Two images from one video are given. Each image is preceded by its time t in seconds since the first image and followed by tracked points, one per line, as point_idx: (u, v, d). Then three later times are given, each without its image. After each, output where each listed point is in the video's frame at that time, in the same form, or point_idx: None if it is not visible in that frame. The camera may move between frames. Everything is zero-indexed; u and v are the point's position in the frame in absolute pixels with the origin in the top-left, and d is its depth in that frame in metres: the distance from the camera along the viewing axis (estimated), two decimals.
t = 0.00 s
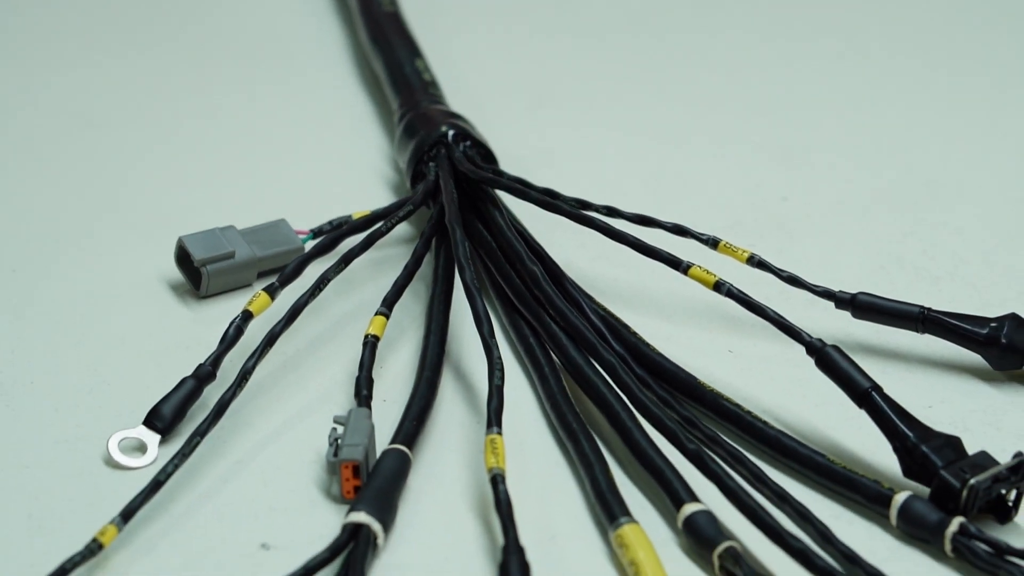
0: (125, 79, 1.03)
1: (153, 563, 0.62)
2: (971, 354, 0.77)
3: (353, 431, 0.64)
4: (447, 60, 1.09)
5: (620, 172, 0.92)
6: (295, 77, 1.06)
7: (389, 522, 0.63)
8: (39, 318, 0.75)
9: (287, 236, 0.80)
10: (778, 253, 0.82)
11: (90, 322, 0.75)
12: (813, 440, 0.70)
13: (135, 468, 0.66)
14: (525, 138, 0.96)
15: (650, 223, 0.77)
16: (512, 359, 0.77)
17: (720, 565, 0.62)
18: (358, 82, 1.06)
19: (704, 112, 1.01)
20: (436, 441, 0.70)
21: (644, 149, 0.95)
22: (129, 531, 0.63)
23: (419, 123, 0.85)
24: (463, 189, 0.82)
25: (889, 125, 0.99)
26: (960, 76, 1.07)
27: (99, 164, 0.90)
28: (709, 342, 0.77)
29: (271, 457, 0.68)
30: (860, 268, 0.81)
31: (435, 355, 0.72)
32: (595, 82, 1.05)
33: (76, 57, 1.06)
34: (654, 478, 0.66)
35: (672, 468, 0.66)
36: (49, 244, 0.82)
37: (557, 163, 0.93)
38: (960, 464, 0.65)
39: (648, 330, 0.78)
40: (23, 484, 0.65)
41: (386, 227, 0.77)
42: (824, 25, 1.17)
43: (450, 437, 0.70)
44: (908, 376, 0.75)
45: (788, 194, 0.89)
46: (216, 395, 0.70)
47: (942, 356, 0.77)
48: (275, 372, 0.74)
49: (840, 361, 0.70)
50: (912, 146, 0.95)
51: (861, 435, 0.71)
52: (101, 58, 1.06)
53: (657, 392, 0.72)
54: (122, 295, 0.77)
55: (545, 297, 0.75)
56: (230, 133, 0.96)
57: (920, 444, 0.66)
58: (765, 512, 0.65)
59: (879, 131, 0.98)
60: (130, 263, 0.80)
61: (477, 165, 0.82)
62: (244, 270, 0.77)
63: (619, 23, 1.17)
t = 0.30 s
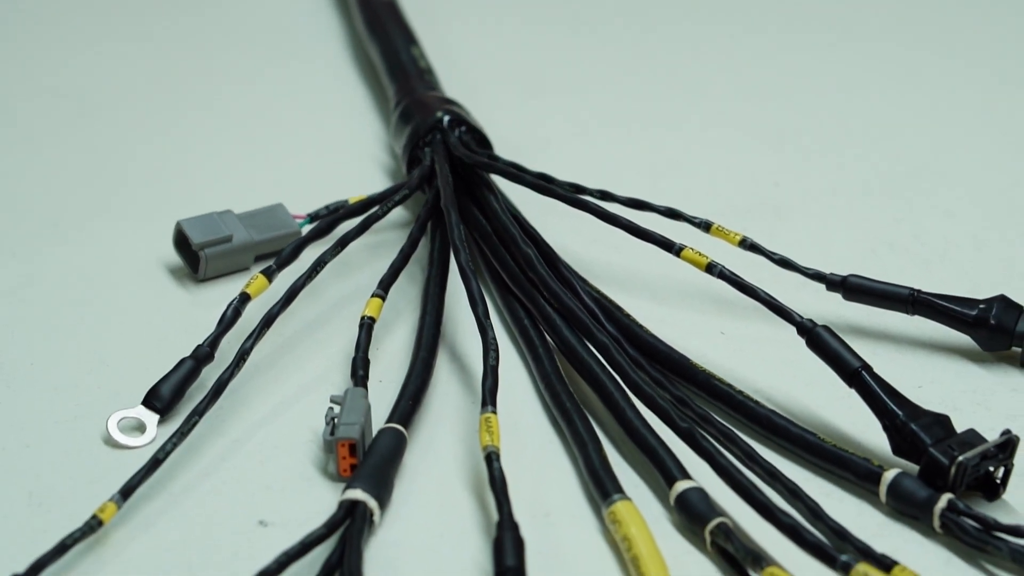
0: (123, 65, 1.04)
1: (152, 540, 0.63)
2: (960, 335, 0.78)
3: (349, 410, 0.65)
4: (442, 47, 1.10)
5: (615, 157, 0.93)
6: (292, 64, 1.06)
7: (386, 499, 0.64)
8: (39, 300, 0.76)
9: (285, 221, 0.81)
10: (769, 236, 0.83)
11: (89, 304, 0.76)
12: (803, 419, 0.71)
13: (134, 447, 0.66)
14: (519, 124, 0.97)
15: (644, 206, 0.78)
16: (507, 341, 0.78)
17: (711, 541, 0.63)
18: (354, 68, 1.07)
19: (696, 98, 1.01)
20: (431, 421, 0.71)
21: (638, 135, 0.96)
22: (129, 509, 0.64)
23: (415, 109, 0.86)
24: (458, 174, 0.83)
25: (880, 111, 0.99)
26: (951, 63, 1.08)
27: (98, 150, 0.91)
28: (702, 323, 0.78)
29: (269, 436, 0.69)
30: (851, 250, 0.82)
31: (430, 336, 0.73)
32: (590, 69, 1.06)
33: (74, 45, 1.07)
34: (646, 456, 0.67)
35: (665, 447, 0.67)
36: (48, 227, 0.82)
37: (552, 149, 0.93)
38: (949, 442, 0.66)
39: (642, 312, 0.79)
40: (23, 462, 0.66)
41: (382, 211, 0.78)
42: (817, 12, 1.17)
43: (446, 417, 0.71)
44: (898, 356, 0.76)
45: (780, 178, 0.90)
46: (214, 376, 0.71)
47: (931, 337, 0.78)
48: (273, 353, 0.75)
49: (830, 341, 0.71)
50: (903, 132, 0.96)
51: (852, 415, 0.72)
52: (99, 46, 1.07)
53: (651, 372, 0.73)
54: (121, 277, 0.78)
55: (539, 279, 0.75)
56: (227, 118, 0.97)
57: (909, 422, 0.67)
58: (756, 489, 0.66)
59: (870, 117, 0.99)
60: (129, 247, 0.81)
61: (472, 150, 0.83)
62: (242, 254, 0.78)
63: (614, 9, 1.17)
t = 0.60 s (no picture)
0: (122, 54, 1.05)
1: (151, 517, 0.64)
2: (949, 317, 0.79)
3: (346, 390, 0.66)
4: (439, 38, 1.11)
5: (609, 145, 0.94)
6: (289, 53, 1.07)
7: (382, 478, 0.65)
8: (39, 284, 0.77)
9: (281, 206, 0.82)
10: (761, 221, 0.84)
11: (89, 288, 0.77)
12: (794, 400, 0.72)
13: (133, 427, 0.67)
14: (514, 112, 0.98)
15: (637, 191, 0.78)
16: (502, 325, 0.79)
17: (703, 518, 0.64)
18: (351, 57, 1.07)
19: (690, 87, 1.02)
20: (427, 402, 0.72)
21: (632, 123, 0.97)
22: (129, 488, 0.65)
23: (411, 96, 0.87)
24: (454, 160, 0.84)
25: (871, 99, 1.01)
26: (942, 52, 1.09)
27: (97, 138, 0.92)
28: (694, 306, 0.79)
29: (267, 417, 0.70)
30: (842, 235, 0.83)
31: (426, 319, 0.73)
32: (585, 58, 1.07)
33: (72, 34, 1.07)
34: (639, 435, 0.68)
35: (657, 426, 0.68)
36: (47, 213, 0.83)
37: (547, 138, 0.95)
38: (938, 421, 0.67)
39: (635, 295, 0.80)
40: (24, 441, 0.66)
41: (378, 196, 0.79)
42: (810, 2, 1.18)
43: (442, 398, 0.72)
44: (888, 339, 0.78)
45: (773, 165, 0.91)
46: (212, 358, 0.72)
47: (920, 319, 0.80)
48: (270, 335, 0.76)
49: (821, 322, 0.72)
50: (894, 120, 0.97)
51: (843, 396, 0.73)
52: (98, 35, 1.08)
53: (644, 354, 0.74)
54: (120, 262, 0.79)
55: (533, 263, 0.76)
56: (225, 107, 0.97)
57: (898, 401, 0.68)
58: (747, 467, 0.67)
59: (861, 105, 1.00)
60: (129, 232, 0.82)
61: (467, 136, 0.84)
62: (239, 239, 0.79)
63: None
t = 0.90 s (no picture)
0: (119, 43, 1.06)
1: (151, 496, 0.65)
2: (938, 300, 0.80)
3: (342, 371, 0.67)
4: (433, 27, 1.11)
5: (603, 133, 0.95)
6: (285, 42, 1.08)
7: (378, 457, 0.66)
8: (38, 268, 0.78)
9: (279, 192, 0.83)
10: (752, 207, 0.85)
11: (88, 272, 0.78)
12: (785, 381, 0.73)
13: (131, 408, 0.68)
14: (509, 101, 0.99)
15: (629, 176, 0.79)
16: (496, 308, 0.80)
17: (693, 495, 0.66)
18: (347, 45, 1.08)
19: (682, 76, 1.03)
20: (422, 384, 0.73)
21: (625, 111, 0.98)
22: (127, 467, 0.66)
23: (406, 84, 0.88)
24: (448, 147, 0.85)
25: (862, 88, 1.02)
26: (933, 39, 1.10)
27: (95, 125, 0.93)
28: (686, 290, 0.80)
29: (264, 398, 0.71)
30: (832, 220, 0.84)
31: (421, 302, 0.74)
32: (579, 46, 1.08)
33: (69, 22, 1.08)
34: (630, 415, 0.69)
35: (649, 406, 0.70)
36: (46, 199, 0.84)
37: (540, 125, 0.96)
38: (925, 400, 0.68)
39: (628, 279, 0.81)
40: (23, 421, 0.67)
41: (373, 182, 0.80)
42: None
43: (437, 380, 0.73)
44: (878, 322, 0.79)
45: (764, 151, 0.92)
46: (210, 340, 0.73)
47: (909, 303, 0.81)
48: (267, 319, 0.77)
49: (811, 304, 0.73)
50: (885, 108, 0.98)
51: (832, 377, 0.74)
52: (95, 24, 1.08)
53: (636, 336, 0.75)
54: (118, 247, 0.80)
55: (527, 247, 0.77)
56: (222, 95, 0.98)
57: (886, 381, 0.69)
58: (737, 445, 0.68)
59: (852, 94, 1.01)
60: (126, 218, 0.83)
61: (462, 123, 0.85)
62: (237, 225, 0.80)
63: None
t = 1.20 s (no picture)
0: (115, 32, 1.06)
1: (149, 473, 0.66)
2: (926, 283, 0.81)
3: (337, 352, 0.68)
4: (427, 16, 1.12)
5: (594, 121, 0.96)
6: (280, 32, 1.09)
7: (373, 437, 0.67)
8: (36, 252, 0.79)
9: (274, 177, 0.84)
10: (742, 192, 0.87)
11: (85, 256, 0.79)
12: (774, 361, 0.75)
13: (129, 389, 0.69)
14: (502, 90, 1.00)
15: (621, 161, 0.81)
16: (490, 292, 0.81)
17: (684, 473, 0.67)
18: (341, 35, 1.09)
19: (673, 64, 1.04)
20: (416, 366, 0.74)
21: (617, 99, 0.99)
22: (126, 447, 0.67)
23: (400, 72, 0.89)
24: (443, 133, 0.86)
25: (850, 75, 1.03)
26: (921, 26, 1.11)
27: (91, 113, 0.94)
28: (677, 273, 0.81)
29: (260, 379, 0.72)
30: (820, 205, 0.85)
31: (415, 285, 0.76)
32: (571, 35, 1.09)
33: (65, 11, 1.09)
34: (622, 395, 0.71)
35: (640, 386, 0.71)
36: (43, 185, 0.85)
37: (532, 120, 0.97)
38: (912, 380, 0.69)
39: (620, 263, 0.82)
40: (22, 401, 0.68)
41: (369, 167, 0.81)
42: None
43: (431, 363, 0.74)
44: (866, 304, 0.80)
45: (754, 138, 0.93)
46: (207, 323, 0.74)
47: (898, 285, 0.82)
48: (264, 302, 0.78)
49: (800, 285, 0.74)
50: (873, 95, 0.99)
51: (821, 357, 0.75)
52: (90, 11, 1.09)
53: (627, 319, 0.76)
54: (115, 232, 0.81)
55: (520, 231, 0.78)
56: (217, 83, 0.99)
57: (874, 361, 0.70)
58: (727, 424, 0.69)
59: (840, 81, 1.02)
60: (123, 203, 0.84)
61: (456, 109, 0.86)
62: (234, 210, 0.81)
63: None
